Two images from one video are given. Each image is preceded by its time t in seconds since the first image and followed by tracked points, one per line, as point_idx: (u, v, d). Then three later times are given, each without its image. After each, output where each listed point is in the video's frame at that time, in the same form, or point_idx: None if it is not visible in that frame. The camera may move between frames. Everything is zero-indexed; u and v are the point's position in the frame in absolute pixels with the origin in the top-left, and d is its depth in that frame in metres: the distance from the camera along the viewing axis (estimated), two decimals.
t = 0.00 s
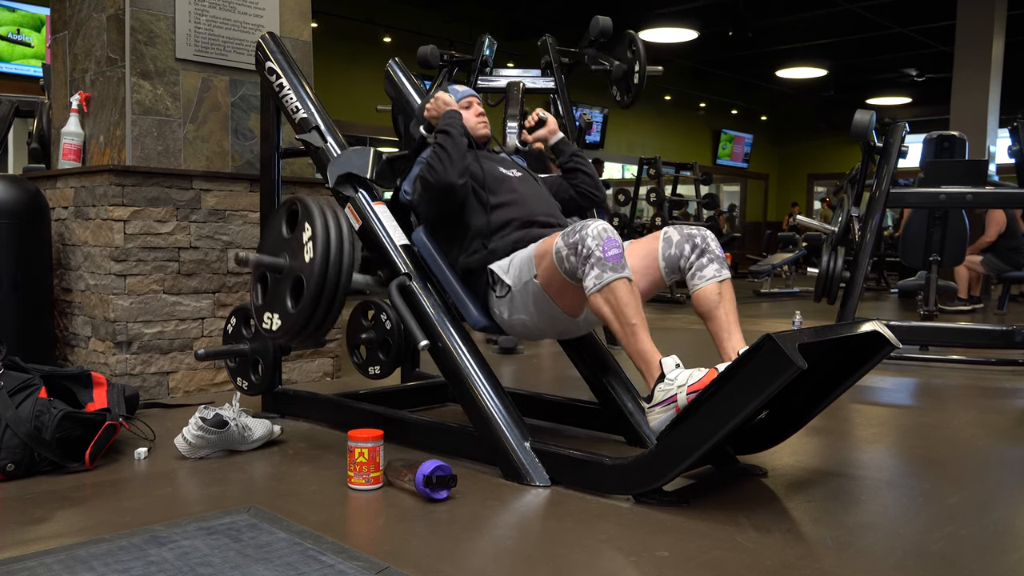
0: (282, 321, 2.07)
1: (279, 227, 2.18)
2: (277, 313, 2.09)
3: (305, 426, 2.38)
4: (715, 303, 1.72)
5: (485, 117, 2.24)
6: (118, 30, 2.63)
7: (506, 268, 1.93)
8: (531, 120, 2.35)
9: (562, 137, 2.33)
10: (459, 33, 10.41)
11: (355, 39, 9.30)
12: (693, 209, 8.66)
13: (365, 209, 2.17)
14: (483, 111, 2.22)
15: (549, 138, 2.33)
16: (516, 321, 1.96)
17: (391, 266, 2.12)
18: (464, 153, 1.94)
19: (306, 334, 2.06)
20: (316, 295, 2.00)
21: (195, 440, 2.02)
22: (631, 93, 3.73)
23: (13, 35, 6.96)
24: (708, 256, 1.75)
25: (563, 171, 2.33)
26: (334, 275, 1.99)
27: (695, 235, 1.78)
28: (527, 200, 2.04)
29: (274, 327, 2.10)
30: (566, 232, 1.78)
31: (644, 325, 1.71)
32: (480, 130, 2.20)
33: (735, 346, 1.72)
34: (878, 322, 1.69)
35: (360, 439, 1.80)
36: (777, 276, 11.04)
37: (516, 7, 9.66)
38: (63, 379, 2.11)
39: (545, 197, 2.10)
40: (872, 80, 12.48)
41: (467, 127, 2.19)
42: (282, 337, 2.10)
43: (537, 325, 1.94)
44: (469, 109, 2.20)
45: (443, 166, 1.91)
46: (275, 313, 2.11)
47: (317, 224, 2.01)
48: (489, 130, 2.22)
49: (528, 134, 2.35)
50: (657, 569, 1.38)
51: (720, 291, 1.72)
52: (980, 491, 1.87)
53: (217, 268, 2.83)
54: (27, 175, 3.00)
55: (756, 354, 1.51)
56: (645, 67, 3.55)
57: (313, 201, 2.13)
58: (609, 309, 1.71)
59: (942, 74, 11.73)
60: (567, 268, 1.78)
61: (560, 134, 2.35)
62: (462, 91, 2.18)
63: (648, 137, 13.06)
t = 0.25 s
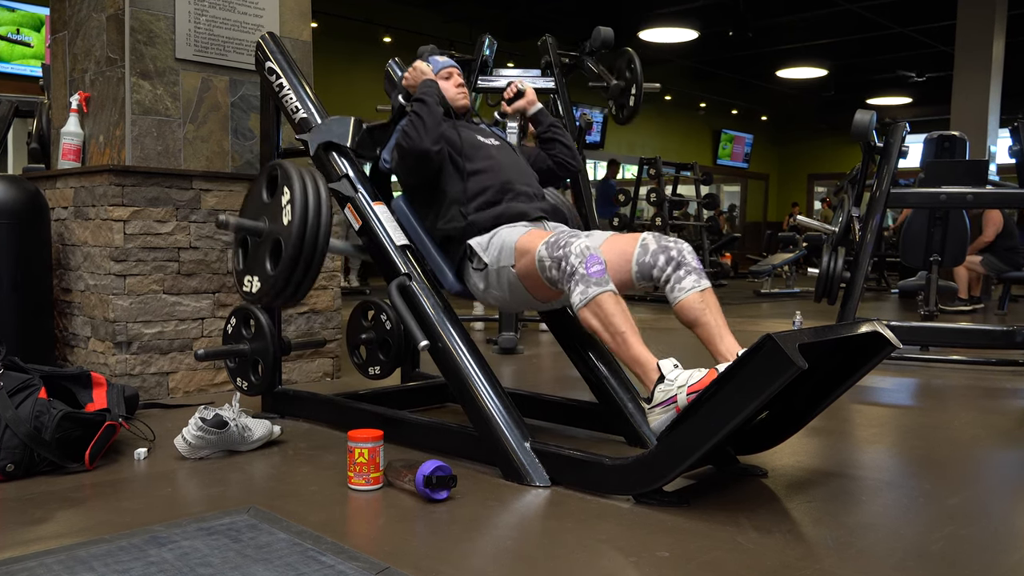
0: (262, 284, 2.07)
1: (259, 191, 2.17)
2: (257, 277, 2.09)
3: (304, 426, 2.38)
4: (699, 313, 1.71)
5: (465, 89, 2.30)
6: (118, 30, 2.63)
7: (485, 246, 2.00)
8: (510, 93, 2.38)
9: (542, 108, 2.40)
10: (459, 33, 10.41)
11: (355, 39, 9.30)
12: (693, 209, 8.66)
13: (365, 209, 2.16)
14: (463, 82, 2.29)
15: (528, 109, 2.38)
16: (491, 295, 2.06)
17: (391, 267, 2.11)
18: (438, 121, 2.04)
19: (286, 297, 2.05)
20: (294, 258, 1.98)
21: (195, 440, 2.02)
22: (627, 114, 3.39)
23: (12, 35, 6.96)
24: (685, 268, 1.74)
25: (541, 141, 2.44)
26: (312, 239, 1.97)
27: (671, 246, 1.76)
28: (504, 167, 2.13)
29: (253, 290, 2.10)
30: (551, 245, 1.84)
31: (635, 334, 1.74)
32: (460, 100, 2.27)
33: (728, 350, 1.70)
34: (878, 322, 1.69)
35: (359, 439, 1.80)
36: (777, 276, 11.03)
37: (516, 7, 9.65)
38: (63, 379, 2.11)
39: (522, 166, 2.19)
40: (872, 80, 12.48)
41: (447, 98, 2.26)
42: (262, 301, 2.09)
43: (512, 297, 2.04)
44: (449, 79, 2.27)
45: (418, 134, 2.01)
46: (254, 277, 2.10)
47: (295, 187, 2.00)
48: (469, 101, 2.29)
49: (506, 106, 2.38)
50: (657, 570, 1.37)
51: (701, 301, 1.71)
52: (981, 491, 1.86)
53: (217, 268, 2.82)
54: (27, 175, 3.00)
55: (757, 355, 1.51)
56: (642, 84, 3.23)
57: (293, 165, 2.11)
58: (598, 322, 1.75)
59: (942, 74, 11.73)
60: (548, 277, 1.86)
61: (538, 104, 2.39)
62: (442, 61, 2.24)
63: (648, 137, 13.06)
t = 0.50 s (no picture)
0: (244, 253, 2.06)
1: (242, 162, 2.16)
2: (240, 247, 2.08)
3: (304, 426, 2.37)
4: (675, 338, 1.78)
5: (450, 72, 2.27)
6: (118, 30, 2.63)
7: (471, 241, 1.99)
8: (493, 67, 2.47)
9: (523, 82, 2.42)
10: (460, 33, 10.40)
11: (355, 39, 9.31)
12: (693, 209, 8.66)
13: (365, 209, 2.16)
14: (449, 66, 2.27)
15: (511, 81, 2.42)
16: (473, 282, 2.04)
17: (390, 266, 2.12)
18: (416, 91, 2.04)
19: (267, 267, 2.05)
20: (276, 227, 1.98)
21: (195, 441, 2.01)
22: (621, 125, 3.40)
23: (12, 35, 6.96)
24: (652, 295, 1.82)
25: (520, 117, 2.45)
26: (294, 207, 1.97)
27: (636, 272, 1.87)
28: (484, 139, 2.13)
29: (236, 260, 2.09)
30: (540, 273, 1.84)
31: (625, 346, 1.73)
32: (444, 84, 2.24)
33: (721, 355, 1.74)
34: (878, 322, 1.69)
35: (360, 439, 1.80)
36: (778, 276, 11.03)
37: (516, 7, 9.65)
38: (63, 380, 2.11)
39: (501, 138, 2.18)
40: (872, 80, 12.48)
41: (433, 81, 2.23)
42: (244, 272, 2.09)
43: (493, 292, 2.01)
44: (435, 63, 2.24)
45: (397, 104, 2.01)
46: (237, 247, 2.10)
47: (278, 156, 1.99)
48: (453, 85, 2.26)
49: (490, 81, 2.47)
50: (658, 570, 1.37)
51: (677, 321, 1.77)
52: (981, 492, 1.86)
53: (217, 269, 2.82)
54: (27, 175, 3.00)
55: (757, 355, 1.51)
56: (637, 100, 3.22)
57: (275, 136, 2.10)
58: (591, 348, 1.75)
59: (943, 74, 11.72)
60: (533, 302, 1.86)
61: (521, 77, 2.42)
62: (431, 43, 2.21)
63: (648, 137, 13.06)
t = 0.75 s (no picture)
0: (246, 260, 2.07)
1: (246, 167, 2.17)
2: (243, 253, 2.09)
3: (304, 427, 2.37)
4: (676, 338, 1.77)
5: (453, 75, 2.29)
6: (118, 30, 2.63)
7: (474, 241, 1.98)
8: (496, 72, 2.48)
9: (524, 87, 2.43)
10: (459, 33, 10.40)
11: (355, 39, 9.31)
12: (693, 209, 8.65)
13: (365, 209, 2.16)
14: (451, 69, 2.27)
15: (513, 86, 2.45)
16: (475, 283, 2.04)
17: (389, 266, 2.11)
18: (424, 98, 2.04)
19: (270, 274, 2.06)
20: (279, 234, 1.99)
21: (195, 441, 2.01)
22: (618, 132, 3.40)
23: (11, 35, 6.95)
24: (651, 296, 1.82)
25: (521, 121, 2.45)
26: (297, 215, 1.98)
27: (636, 275, 1.87)
28: (485, 144, 2.14)
29: (238, 266, 2.10)
30: (541, 273, 1.84)
31: (626, 345, 1.73)
32: (445, 88, 2.27)
33: (722, 355, 1.73)
34: (879, 322, 1.68)
35: (359, 440, 1.79)
36: (778, 276, 11.03)
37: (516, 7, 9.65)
38: (63, 380, 2.11)
39: (502, 142, 2.19)
40: (872, 80, 12.48)
41: (433, 82, 2.25)
42: (247, 278, 2.10)
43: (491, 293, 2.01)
44: (438, 64, 2.25)
45: (405, 111, 2.00)
46: (240, 253, 2.11)
47: (280, 163, 2.00)
48: (454, 89, 2.28)
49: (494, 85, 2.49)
50: (658, 571, 1.37)
51: (677, 322, 1.77)
52: (982, 492, 1.86)
53: (216, 269, 2.82)
54: (27, 175, 2.99)
55: (757, 355, 1.50)
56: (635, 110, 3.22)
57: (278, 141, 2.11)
58: (591, 346, 1.76)
59: (943, 74, 11.72)
60: (534, 302, 1.87)
61: (523, 83, 2.44)
62: (433, 45, 2.21)
63: (649, 137, 13.06)
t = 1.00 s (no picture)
0: (245, 258, 2.06)
1: (245, 166, 2.16)
2: (242, 252, 2.09)
3: (305, 427, 2.37)
4: (674, 341, 1.77)
5: (451, 75, 2.28)
6: (118, 30, 2.63)
7: (475, 241, 1.98)
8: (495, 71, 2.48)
9: (525, 88, 2.44)
10: (459, 33, 10.40)
11: (355, 39, 9.31)
12: (694, 209, 8.65)
13: (365, 209, 2.16)
14: (451, 70, 2.27)
15: (513, 87, 2.45)
16: (476, 284, 2.04)
17: (389, 266, 2.11)
18: (426, 98, 2.04)
19: (269, 272, 2.06)
20: (277, 232, 1.98)
21: (195, 442, 2.01)
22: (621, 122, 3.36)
23: (11, 35, 6.95)
24: (649, 300, 1.82)
25: (521, 122, 2.45)
26: (296, 213, 1.98)
27: (633, 278, 1.87)
28: (485, 145, 2.13)
29: (237, 265, 2.09)
30: (541, 278, 1.84)
31: (626, 350, 1.73)
32: (444, 89, 2.26)
33: (721, 357, 1.73)
34: (880, 322, 1.68)
35: (359, 440, 1.79)
36: (779, 276, 11.03)
37: (516, 7, 9.66)
38: (62, 380, 2.10)
39: (501, 143, 2.19)
40: (872, 80, 12.47)
41: (433, 83, 2.25)
42: (245, 276, 2.09)
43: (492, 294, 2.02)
44: (438, 65, 2.25)
45: (409, 110, 2.01)
46: (239, 252, 2.10)
47: (280, 161, 1.99)
48: (453, 89, 2.28)
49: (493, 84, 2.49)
50: (658, 571, 1.37)
51: (675, 325, 1.77)
52: (982, 493, 1.85)
53: (216, 269, 2.82)
54: (26, 175, 2.99)
55: (757, 356, 1.50)
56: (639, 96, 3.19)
57: (278, 141, 2.11)
58: (591, 354, 1.76)
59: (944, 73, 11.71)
60: (534, 306, 1.87)
61: (522, 84, 2.45)
62: (433, 44, 2.22)
63: (649, 138, 13.05)
